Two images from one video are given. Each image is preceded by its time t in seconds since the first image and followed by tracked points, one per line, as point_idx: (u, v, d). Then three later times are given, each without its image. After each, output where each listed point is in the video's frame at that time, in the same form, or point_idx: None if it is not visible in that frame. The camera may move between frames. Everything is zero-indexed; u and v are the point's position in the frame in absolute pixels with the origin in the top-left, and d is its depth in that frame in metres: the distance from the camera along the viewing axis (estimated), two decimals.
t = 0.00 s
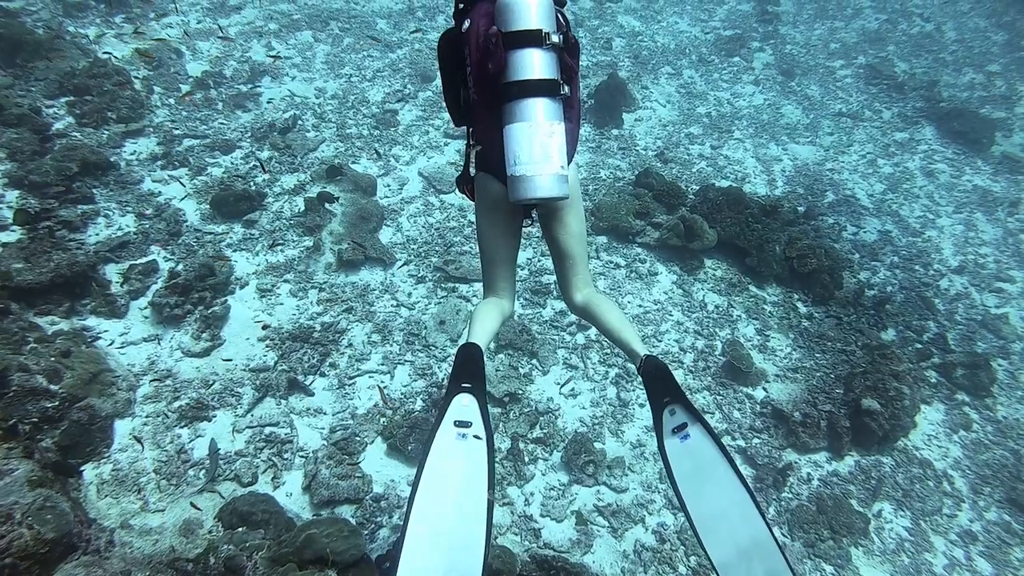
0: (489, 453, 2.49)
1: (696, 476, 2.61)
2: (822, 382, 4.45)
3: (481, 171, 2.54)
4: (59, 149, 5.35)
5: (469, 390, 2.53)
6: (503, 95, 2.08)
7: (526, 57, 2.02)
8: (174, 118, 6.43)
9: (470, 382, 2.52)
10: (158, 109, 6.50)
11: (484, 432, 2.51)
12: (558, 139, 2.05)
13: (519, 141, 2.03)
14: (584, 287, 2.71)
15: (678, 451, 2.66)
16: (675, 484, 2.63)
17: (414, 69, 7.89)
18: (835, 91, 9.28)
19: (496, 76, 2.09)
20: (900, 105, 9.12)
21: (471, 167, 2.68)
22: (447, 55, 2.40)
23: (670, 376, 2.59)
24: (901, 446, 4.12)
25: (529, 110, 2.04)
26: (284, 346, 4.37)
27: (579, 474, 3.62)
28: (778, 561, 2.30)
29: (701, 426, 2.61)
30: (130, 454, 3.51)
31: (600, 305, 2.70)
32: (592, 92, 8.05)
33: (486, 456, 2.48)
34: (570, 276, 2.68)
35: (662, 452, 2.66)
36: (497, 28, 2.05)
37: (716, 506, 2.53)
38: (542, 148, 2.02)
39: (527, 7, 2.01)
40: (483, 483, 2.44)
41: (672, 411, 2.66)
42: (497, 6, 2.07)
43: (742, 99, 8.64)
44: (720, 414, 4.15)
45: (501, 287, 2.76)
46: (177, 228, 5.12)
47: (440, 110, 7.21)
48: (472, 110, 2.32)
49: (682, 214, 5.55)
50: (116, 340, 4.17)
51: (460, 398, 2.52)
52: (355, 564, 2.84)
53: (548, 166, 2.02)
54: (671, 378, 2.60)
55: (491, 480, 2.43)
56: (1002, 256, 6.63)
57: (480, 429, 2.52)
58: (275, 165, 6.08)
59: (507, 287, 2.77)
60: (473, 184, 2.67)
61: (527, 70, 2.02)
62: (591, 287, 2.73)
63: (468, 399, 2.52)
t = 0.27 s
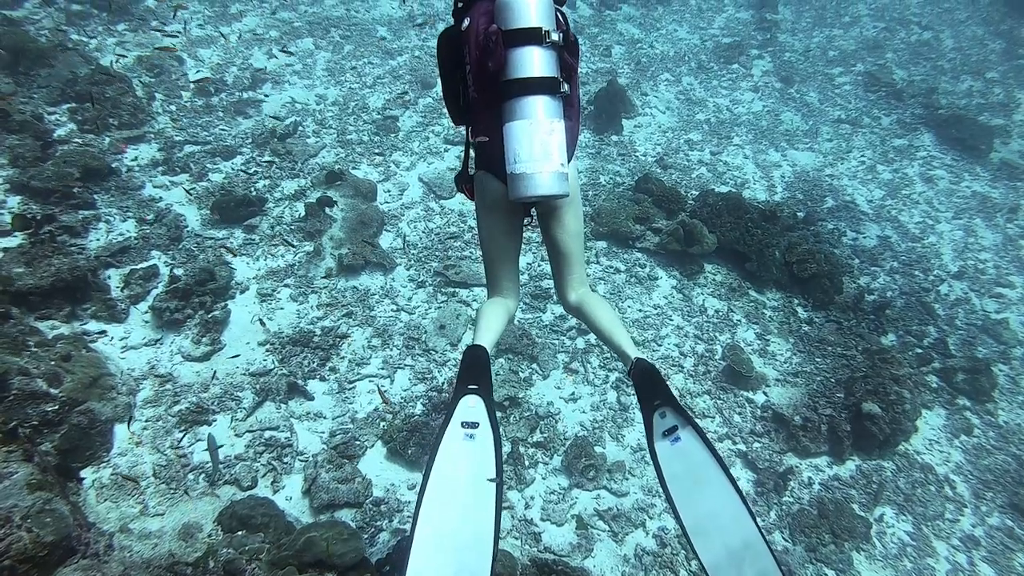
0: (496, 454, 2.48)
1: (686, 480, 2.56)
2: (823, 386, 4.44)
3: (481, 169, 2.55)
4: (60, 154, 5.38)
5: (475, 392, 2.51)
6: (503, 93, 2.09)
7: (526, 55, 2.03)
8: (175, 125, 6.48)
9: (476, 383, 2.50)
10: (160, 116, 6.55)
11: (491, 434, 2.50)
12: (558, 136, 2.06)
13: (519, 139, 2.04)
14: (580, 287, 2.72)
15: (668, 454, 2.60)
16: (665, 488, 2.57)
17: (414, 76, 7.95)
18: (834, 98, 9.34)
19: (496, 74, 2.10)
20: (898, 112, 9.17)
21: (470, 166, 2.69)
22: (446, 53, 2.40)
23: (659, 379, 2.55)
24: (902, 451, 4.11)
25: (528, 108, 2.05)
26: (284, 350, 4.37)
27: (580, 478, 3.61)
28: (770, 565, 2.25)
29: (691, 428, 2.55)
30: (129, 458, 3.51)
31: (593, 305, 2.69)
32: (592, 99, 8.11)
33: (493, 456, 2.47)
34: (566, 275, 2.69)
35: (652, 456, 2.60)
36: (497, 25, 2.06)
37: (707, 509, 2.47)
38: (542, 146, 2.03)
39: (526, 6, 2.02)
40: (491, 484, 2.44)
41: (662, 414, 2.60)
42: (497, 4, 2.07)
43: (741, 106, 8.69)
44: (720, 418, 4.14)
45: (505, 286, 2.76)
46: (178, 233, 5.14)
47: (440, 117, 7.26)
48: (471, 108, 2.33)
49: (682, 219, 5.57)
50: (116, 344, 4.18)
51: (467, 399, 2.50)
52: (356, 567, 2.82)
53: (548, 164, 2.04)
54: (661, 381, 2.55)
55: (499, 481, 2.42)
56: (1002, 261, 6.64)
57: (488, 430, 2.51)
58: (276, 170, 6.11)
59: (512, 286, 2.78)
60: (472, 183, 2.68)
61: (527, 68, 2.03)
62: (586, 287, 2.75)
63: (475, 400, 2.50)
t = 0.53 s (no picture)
0: (504, 452, 2.46)
1: (674, 480, 2.53)
2: (822, 390, 4.44)
3: (479, 168, 2.56)
4: (59, 159, 5.40)
5: (480, 390, 2.48)
6: (501, 90, 2.10)
7: (525, 52, 2.04)
8: (174, 130, 6.50)
9: (480, 382, 2.48)
10: (159, 121, 6.58)
11: (497, 431, 2.48)
12: (557, 133, 2.07)
13: (518, 136, 2.05)
14: (574, 285, 2.72)
15: (657, 454, 2.57)
16: (652, 488, 2.55)
17: (413, 82, 8.00)
18: (830, 104, 9.41)
19: (494, 71, 2.11)
20: (895, 118, 9.23)
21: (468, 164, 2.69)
22: (444, 51, 2.40)
23: (648, 380, 2.54)
24: (901, 454, 4.12)
25: (527, 105, 2.06)
26: (282, 353, 4.37)
27: (579, 481, 3.61)
28: (756, 567, 2.22)
29: (680, 429, 2.52)
30: (127, 462, 3.50)
31: (587, 304, 2.70)
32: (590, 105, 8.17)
33: (500, 455, 2.46)
34: (562, 274, 2.70)
35: (640, 456, 2.57)
36: (495, 22, 2.07)
37: (694, 511, 2.45)
38: (541, 143, 2.04)
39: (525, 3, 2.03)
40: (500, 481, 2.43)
41: (651, 414, 2.56)
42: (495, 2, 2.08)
43: (739, 112, 8.76)
44: (719, 421, 4.15)
45: (506, 286, 2.76)
46: (177, 238, 5.15)
47: (439, 123, 7.31)
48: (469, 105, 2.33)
49: (680, 224, 5.59)
50: (114, 348, 4.17)
51: (472, 398, 2.47)
52: (354, 569, 2.82)
53: (547, 161, 2.04)
54: (650, 381, 2.54)
55: (507, 479, 2.42)
56: (998, 266, 6.67)
57: (494, 427, 2.49)
58: (275, 175, 6.14)
59: (512, 287, 2.77)
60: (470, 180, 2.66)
61: (526, 65, 2.04)
62: (580, 286, 2.75)
63: (479, 399, 2.48)
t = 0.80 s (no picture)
0: (511, 451, 2.47)
1: (667, 480, 2.52)
2: (823, 394, 4.43)
3: (479, 165, 2.56)
4: (62, 163, 5.45)
5: (484, 389, 2.47)
6: (502, 86, 2.11)
7: (526, 48, 2.06)
8: (176, 134, 6.55)
9: (484, 381, 2.47)
10: (161, 126, 6.63)
11: (503, 430, 2.49)
12: (558, 130, 2.08)
13: (519, 132, 2.06)
14: (573, 283, 2.71)
15: (652, 454, 2.56)
16: (645, 487, 2.55)
17: (414, 88, 8.06)
18: (831, 110, 9.45)
19: (495, 67, 2.12)
20: (895, 123, 9.26)
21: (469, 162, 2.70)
22: (445, 49, 2.43)
23: (644, 379, 2.52)
24: (903, 458, 4.11)
25: (528, 101, 2.07)
26: (283, 356, 4.38)
27: (580, 484, 3.60)
28: (745, 568, 2.20)
29: (675, 430, 2.49)
30: (127, 463, 3.50)
31: (586, 301, 2.68)
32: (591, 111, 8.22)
33: (508, 454, 2.46)
34: (562, 272, 2.69)
35: (634, 455, 2.57)
36: (496, 19, 2.09)
37: (685, 510, 2.44)
38: (541, 139, 2.04)
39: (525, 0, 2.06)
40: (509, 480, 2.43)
41: (646, 413, 2.56)
42: None
43: (739, 118, 8.80)
44: (720, 425, 4.14)
45: (505, 284, 2.74)
46: (178, 241, 5.17)
47: (440, 129, 7.36)
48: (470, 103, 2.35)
49: (681, 228, 5.60)
50: (115, 350, 4.19)
51: (476, 398, 2.46)
52: (355, 571, 2.85)
53: (548, 157, 2.05)
54: (646, 380, 2.52)
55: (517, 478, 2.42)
56: (1000, 271, 6.66)
57: (499, 426, 2.49)
58: (277, 179, 6.17)
59: (512, 286, 2.76)
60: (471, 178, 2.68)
61: (527, 61, 2.06)
62: (580, 284, 2.74)
63: (484, 398, 2.46)
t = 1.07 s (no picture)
0: (518, 448, 2.46)
1: (664, 482, 2.50)
2: (826, 398, 4.42)
3: (481, 162, 2.55)
4: (67, 167, 5.50)
5: (488, 389, 2.47)
6: (504, 82, 2.11)
7: (528, 44, 2.06)
8: (180, 139, 6.61)
9: (488, 380, 2.46)
10: (165, 131, 6.69)
11: (509, 428, 2.48)
12: (560, 126, 2.06)
13: (521, 128, 2.05)
14: (575, 280, 2.66)
15: (649, 455, 2.54)
16: (642, 488, 2.52)
17: (416, 94, 8.12)
18: (832, 116, 9.48)
19: (497, 63, 2.12)
20: (896, 130, 9.29)
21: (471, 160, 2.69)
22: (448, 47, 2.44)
23: (645, 379, 2.50)
24: (907, 462, 4.09)
25: (530, 97, 2.06)
26: (285, 360, 4.39)
27: (582, 488, 3.60)
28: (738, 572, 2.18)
29: (674, 432, 2.49)
30: (128, 466, 3.50)
31: (587, 298, 2.64)
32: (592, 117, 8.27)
33: (515, 452, 2.44)
34: (563, 269, 2.65)
35: (631, 455, 2.55)
36: (499, 15, 2.10)
37: (682, 511, 2.42)
38: (544, 136, 2.03)
39: None
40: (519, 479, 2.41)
41: (645, 414, 2.55)
42: None
43: (741, 124, 8.84)
44: (722, 429, 4.13)
45: (505, 281, 2.72)
46: (181, 245, 5.20)
47: (441, 134, 7.40)
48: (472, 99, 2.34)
49: (682, 233, 5.62)
50: (117, 353, 4.20)
51: (481, 398, 2.46)
52: (355, 573, 2.86)
53: (550, 154, 2.03)
54: (647, 381, 2.50)
55: (525, 475, 2.40)
56: (1003, 276, 6.65)
57: (505, 425, 2.48)
58: (279, 184, 6.22)
59: (512, 283, 2.74)
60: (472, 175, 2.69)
61: (529, 57, 2.06)
62: (581, 282, 2.69)
63: (489, 398, 2.47)
